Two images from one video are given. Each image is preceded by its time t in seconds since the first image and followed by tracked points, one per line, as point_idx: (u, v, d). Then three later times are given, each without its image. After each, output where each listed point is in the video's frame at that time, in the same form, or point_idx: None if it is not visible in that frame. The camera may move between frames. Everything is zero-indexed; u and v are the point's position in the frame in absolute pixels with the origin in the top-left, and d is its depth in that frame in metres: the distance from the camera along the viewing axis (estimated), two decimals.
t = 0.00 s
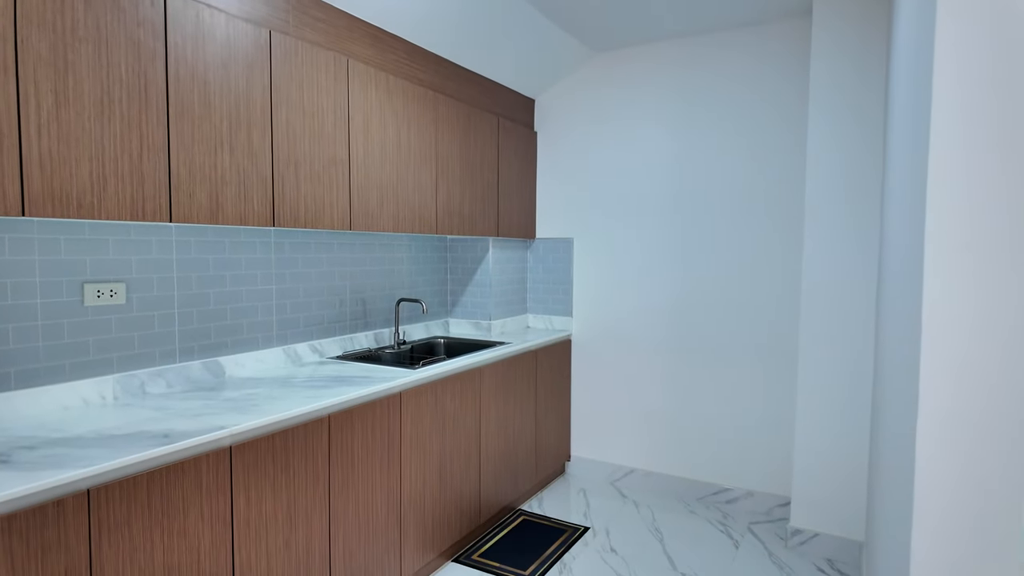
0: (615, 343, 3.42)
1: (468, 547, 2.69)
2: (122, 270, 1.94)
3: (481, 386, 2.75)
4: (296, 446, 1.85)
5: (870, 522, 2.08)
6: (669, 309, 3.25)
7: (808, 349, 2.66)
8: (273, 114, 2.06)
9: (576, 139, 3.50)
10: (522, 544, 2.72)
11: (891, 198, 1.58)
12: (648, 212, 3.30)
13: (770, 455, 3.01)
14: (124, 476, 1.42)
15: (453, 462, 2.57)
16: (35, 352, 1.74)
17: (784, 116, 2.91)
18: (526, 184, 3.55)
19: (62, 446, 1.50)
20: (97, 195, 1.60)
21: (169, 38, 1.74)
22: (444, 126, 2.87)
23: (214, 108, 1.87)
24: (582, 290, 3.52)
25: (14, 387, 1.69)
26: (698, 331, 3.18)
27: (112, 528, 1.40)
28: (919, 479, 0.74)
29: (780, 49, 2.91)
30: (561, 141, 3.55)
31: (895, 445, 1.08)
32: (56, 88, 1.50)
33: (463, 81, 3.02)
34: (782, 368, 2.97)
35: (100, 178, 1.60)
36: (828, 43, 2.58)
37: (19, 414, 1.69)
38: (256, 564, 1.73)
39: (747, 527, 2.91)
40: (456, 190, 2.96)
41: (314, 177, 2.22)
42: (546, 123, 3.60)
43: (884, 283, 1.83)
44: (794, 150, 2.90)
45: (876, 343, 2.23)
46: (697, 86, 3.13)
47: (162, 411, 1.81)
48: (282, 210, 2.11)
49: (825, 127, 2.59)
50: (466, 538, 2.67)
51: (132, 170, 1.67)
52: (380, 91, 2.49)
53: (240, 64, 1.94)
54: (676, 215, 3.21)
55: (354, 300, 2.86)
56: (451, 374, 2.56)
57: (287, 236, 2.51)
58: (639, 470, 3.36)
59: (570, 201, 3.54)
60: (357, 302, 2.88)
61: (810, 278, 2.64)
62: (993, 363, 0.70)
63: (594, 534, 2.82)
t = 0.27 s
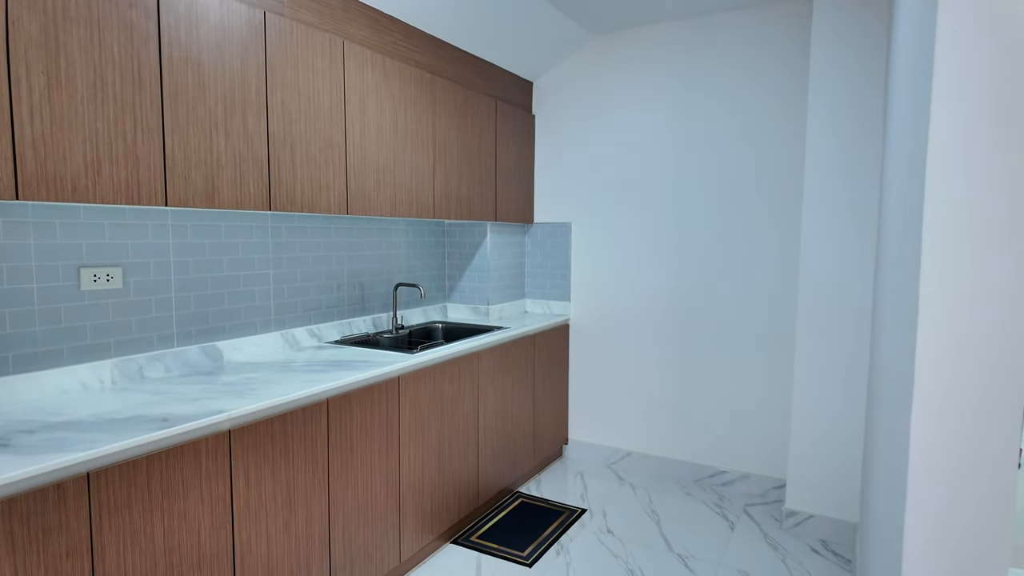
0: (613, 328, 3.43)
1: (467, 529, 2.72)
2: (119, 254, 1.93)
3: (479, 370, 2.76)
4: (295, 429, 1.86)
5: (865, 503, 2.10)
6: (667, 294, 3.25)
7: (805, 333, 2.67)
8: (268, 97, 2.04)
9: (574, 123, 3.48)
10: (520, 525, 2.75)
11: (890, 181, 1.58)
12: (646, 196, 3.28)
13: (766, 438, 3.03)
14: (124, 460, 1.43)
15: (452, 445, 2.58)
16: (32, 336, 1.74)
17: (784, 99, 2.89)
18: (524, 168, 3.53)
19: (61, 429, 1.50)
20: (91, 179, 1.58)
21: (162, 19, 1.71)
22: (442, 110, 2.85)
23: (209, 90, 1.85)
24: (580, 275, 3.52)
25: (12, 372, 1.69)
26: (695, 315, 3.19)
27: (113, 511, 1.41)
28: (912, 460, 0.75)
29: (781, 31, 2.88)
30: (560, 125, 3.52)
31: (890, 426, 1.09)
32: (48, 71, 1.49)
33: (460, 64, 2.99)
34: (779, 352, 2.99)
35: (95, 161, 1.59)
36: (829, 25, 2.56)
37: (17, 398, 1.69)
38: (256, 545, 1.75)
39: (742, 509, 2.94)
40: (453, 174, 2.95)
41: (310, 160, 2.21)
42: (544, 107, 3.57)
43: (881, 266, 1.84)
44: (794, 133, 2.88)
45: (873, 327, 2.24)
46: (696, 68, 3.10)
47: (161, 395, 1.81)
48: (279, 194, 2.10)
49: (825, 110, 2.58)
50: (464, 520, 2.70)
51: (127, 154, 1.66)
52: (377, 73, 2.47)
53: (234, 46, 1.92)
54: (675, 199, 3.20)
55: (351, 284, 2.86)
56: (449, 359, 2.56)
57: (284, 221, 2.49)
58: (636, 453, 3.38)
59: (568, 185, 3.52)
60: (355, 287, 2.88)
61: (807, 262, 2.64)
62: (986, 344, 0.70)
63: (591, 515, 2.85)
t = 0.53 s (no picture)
0: (610, 314, 3.44)
1: (465, 513, 2.75)
2: (115, 241, 1.93)
3: (477, 357, 2.77)
4: (293, 415, 1.87)
5: (858, 487, 2.13)
6: (665, 280, 3.26)
7: (801, 320, 2.68)
8: (264, 82, 2.02)
9: (573, 108, 3.45)
10: (518, 510, 2.77)
11: (886, 167, 1.58)
12: (644, 182, 3.27)
13: (762, 424, 3.05)
14: (123, 446, 1.44)
15: (450, 431, 2.60)
16: (30, 323, 1.74)
17: (783, 84, 2.88)
18: (522, 154, 3.52)
19: (60, 416, 1.51)
20: (87, 165, 1.58)
21: (155, 3, 1.70)
22: (439, 95, 2.83)
23: (204, 75, 1.83)
24: (578, 261, 3.52)
25: (10, 358, 1.70)
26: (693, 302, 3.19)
27: (114, 496, 1.43)
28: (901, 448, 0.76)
29: (781, 15, 2.86)
30: (558, 110, 3.50)
31: (883, 411, 1.10)
32: (41, 55, 1.47)
33: (458, 48, 2.96)
34: (775, 338, 3.00)
35: (90, 147, 1.58)
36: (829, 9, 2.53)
37: (16, 385, 1.70)
38: (256, 530, 1.77)
39: (738, 494, 2.97)
40: (451, 160, 2.94)
41: (306, 146, 2.19)
42: (542, 92, 3.54)
43: (877, 253, 1.84)
44: (792, 119, 2.87)
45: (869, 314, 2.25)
46: (695, 53, 3.08)
47: (160, 382, 1.82)
48: (275, 180, 2.09)
49: (824, 96, 2.56)
50: (462, 504, 2.73)
51: (122, 140, 1.65)
52: (373, 58, 2.45)
53: (229, 30, 1.90)
54: (673, 185, 3.19)
55: (349, 271, 2.86)
56: (447, 345, 2.57)
57: (281, 207, 2.49)
58: (633, 438, 3.41)
59: (566, 172, 3.51)
60: (352, 273, 2.88)
61: (804, 249, 2.64)
62: (978, 334, 0.71)
63: (587, 500, 2.87)
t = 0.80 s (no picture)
0: (608, 302, 3.45)
1: (463, 500, 2.77)
2: (112, 230, 1.92)
3: (475, 345, 2.78)
4: (293, 403, 1.88)
5: (852, 474, 2.15)
6: (662, 269, 3.26)
7: (798, 308, 2.69)
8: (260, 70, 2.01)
9: (571, 95, 3.43)
10: (516, 496, 2.80)
11: (884, 155, 1.58)
12: (642, 170, 3.27)
13: (758, 411, 3.08)
14: (123, 435, 1.45)
15: (449, 418, 2.62)
16: (28, 313, 1.74)
17: (782, 71, 2.86)
18: (520, 142, 3.50)
19: (60, 405, 1.52)
20: (82, 155, 1.57)
21: None
22: (436, 82, 2.81)
23: (199, 63, 1.82)
24: (576, 249, 3.52)
25: (8, 348, 1.70)
26: (690, 290, 3.20)
27: (115, 485, 1.44)
28: (893, 442, 0.77)
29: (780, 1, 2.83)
30: (556, 97, 3.48)
31: (877, 399, 1.11)
32: (35, 44, 1.46)
33: (455, 35, 2.94)
34: (772, 326, 3.01)
35: (85, 137, 1.57)
36: None
37: (15, 374, 1.70)
38: (256, 517, 1.79)
39: (734, 480, 3.00)
40: (448, 148, 2.93)
41: (303, 134, 2.18)
42: (540, 79, 3.52)
43: (874, 241, 1.84)
44: (792, 107, 2.86)
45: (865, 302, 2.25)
46: (694, 39, 3.06)
47: (159, 371, 1.83)
48: (272, 169, 2.09)
49: (823, 84, 2.55)
50: (461, 490, 2.76)
51: (118, 129, 1.64)
52: (370, 45, 2.43)
53: (224, 17, 1.88)
54: (671, 173, 3.19)
55: (347, 260, 2.86)
56: (445, 334, 2.58)
57: (278, 196, 2.48)
58: (630, 425, 3.43)
59: (564, 159, 3.50)
60: (350, 262, 2.88)
61: (801, 237, 2.65)
62: (971, 328, 0.71)
63: (585, 486, 2.90)
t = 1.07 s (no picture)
0: (606, 287, 3.45)
1: (463, 483, 2.80)
2: (110, 215, 1.92)
3: (474, 330, 2.78)
4: (292, 388, 1.89)
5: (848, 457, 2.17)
6: (661, 254, 3.26)
7: (796, 293, 2.69)
8: (256, 53, 1.99)
9: (570, 79, 3.41)
10: (515, 479, 2.82)
11: (884, 140, 1.57)
12: (642, 154, 3.25)
13: (756, 395, 3.10)
14: (123, 418, 1.46)
15: (448, 403, 2.63)
16: (26, 298, 1.74)
17: (783, 54, 2.84)
18: (519, 126, 3.48)
19: (60, 389, 1.52)
20: (78, 138, 1.56)
21: None
22: (434, 65, 2.79)
23: (195, 46, 1.80)
24: (575, 234, 3.52)
25: (8, 333, 1.71)
26: (689, 275, 3.20)
27: (116, 468, 1.45)
28: (888, 431, 0.77)
29: None
30: (555, 81, 3.45)
31: (873, 382, 1.12)
32: (28, 26, 1.44)
33: (453, 17, 2.91)
34: (770, 312, 3.02)
35: (80, 120, 1.56)
36: None
37: (15, 359, 1.71)
38: (257, 500, 1.80)
39: (731, 464, 3.02)
40: (447, 133, 2.91)
41: (300, 118, 2.17)
42: (539, 62, 3.49)
43: (873, 226, 1.84)
44: (792, 91, 2.84)
45: (863, 287, 2.26)
46: (695, 22, 3.02)
47: (158, 356, 1.83)
48: (269, 154, 2.08)
49: (824, 67, 2.53)
50: (461, 474, 2.78)
51: (114, 113, 1.63)
52: (367, 28, 2.40)
53: None
54: (670, 158, 3.17)
55: (345, 245, 2.85)
56: (444, 319, 2.58)
57: (276, 181, 2.47)
58: (628, 410, 3.45)
59: (563, 144, 3.48)
60: (349, 247, 2.87)
61: (800, 222, 2.64)
62: (966, 315, 0.71)
63: (583, 470, 2.93)
